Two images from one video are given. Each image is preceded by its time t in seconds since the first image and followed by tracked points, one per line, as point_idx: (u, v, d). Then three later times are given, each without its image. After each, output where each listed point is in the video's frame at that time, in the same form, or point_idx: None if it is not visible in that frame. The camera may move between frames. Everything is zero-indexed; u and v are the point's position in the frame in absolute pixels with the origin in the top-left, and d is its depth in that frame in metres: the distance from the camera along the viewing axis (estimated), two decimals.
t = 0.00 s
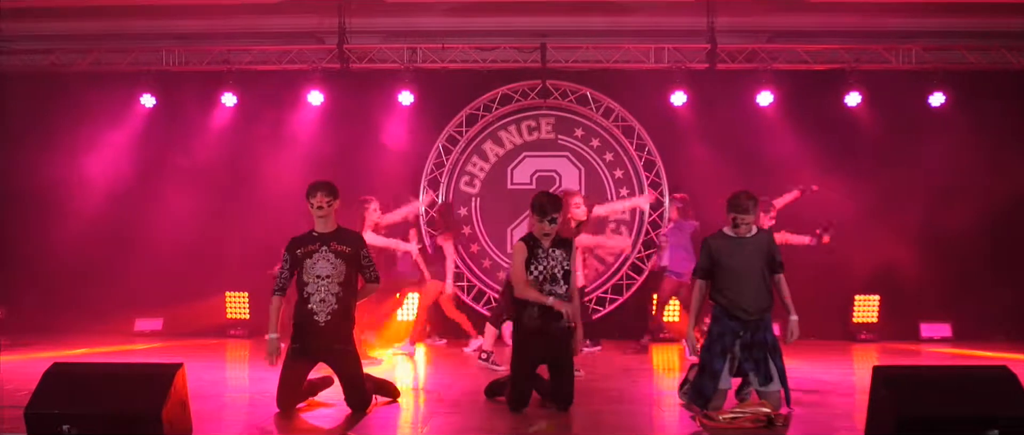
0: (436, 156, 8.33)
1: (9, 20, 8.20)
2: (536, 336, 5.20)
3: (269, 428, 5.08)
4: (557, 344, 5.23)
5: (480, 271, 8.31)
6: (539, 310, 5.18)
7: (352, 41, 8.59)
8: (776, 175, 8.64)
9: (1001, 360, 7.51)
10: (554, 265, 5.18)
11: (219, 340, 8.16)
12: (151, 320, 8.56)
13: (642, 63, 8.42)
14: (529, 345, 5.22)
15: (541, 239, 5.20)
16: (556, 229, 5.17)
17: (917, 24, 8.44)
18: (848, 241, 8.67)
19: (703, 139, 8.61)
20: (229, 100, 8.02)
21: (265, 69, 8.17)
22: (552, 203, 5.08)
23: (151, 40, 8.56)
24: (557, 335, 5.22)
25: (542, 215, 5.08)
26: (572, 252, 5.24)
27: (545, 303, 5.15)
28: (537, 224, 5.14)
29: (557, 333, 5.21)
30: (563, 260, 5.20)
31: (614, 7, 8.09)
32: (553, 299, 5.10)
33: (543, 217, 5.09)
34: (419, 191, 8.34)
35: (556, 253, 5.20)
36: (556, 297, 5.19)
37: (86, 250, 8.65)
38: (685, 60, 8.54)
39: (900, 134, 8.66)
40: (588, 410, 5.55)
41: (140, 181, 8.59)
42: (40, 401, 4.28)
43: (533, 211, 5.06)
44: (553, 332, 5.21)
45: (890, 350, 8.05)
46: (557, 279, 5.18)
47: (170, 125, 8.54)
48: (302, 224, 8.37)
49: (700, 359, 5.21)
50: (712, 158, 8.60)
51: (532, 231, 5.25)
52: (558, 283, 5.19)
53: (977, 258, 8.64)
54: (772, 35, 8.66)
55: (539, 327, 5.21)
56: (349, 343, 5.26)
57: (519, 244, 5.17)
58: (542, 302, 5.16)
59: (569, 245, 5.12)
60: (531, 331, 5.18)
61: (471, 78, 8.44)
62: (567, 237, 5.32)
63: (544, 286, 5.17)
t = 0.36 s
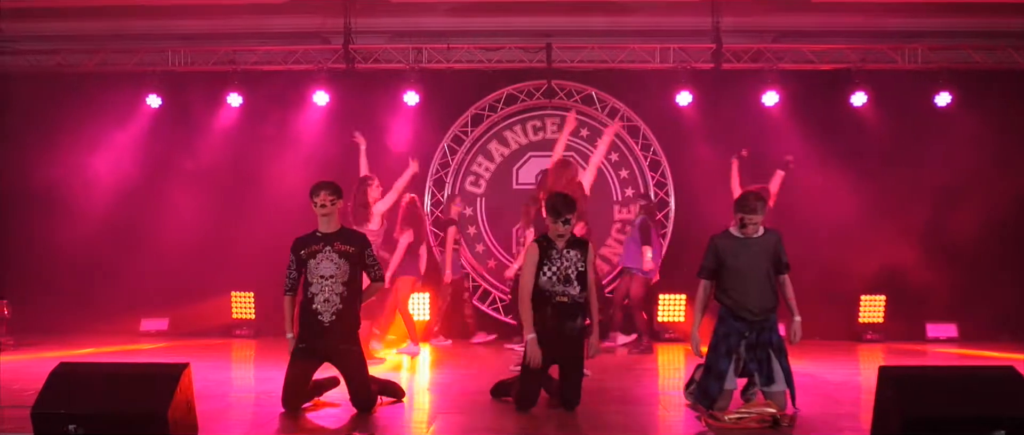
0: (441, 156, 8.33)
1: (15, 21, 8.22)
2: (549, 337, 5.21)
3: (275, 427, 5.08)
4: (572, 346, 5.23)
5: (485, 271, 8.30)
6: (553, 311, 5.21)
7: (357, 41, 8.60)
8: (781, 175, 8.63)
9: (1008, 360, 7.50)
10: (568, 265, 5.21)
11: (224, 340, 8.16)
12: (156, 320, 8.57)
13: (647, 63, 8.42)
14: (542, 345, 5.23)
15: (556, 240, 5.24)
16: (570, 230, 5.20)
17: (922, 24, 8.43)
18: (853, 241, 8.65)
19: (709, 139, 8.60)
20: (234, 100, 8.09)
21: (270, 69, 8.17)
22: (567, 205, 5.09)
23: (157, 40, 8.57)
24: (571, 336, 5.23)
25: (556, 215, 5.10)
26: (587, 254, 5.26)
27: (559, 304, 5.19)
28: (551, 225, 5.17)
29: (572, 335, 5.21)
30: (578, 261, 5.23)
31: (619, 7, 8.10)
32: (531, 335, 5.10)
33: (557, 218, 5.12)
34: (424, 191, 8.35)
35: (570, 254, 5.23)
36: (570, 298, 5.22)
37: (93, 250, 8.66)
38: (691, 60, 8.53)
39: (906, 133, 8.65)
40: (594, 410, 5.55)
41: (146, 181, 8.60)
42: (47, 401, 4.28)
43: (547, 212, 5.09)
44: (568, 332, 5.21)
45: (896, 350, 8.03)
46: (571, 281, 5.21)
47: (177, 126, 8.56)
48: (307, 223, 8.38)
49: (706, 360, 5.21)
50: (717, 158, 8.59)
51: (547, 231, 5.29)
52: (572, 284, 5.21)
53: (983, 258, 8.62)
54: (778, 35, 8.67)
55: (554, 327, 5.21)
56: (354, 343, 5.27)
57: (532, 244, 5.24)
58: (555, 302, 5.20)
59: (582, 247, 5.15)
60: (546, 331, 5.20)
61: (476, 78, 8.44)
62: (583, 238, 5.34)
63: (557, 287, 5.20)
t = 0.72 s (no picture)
0: (446, 156, 8.33)
1: (20, 22, 8.23)
2: (553, 336, 5.22)
3: (280, 428, 5.08)
4: (577, 345, 5.23)
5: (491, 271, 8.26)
6: (557, 310, 5.20)
7: (362, 41, 8.61)
8: (786, 175, 8.62)
9: (1013, 361, 7.48)
10: (573, 265, 5.19)
11: (228, 340, 8.17)
12: (161, 320, 8.57)
13: (652, 63, 8.41)
14: (547, 344, 5.24)
15: (564, 239, 5.22)
16: (579, 231, 5.18)
17: (928, 24, 8.41)
18: (858, 240, 8.64)
19: (713, 139, 8.59)
20: (240, 100, 8.07)
21: (275, 69, 8.16)
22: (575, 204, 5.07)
23: (162, 40, 8.58)
24: (576, 336, 5.22)
25: (565, 216, 5.09)
26: (594, 255, 5.21)
27: (563, 303, 5.18)
28: (560, 225, 5.15)
29: (576, 335, 5.21)
30: (584, 262, 5.18)
31: (624, 7, 8.10)
32: (523, 331, 5.09)
33: (566, 219, 5.11)
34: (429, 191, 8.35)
35: (577, 254, 5.20)
36: (575, 297, 5.20)
37: (98, 250, 8.67)
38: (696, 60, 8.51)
39: (911, 133, 8.63)
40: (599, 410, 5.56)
41: (151, 181, 8.61)
42: (52, 401, 4.29)
43: (556, 211, 5.09)
44: (573, 332, 5.21)
45: (901, 350, 8.01)
46: (576, 280, 5.19)
47: (182, 126, 8.56)
48: (312, 223, 8.38)
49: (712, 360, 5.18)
50: (721, 158, 8.58)
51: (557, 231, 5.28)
52: (577, 284, 5.19)
53: (988, 258, 8.61)
54: (783, 35, 8.69)
55: (558, 326, 5.22)
56: (358, 343, 5.28)
57: (541, 243, 5.25)
58: (560, 302, 5.19)
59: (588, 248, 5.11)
60: (549, 330, 5.19)
61: (481, 78, 8.44)
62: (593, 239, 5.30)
63: (562, 286, 5.19)
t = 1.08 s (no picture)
0: (454, 156, 8.33)
1: (30, 22, 8.26)
2: (543, 336, 5.24)
3: (287, 428, 5.07)
4: (568, 345, 5.25)
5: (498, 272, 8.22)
6: (547, 310, 5.23)
7: (370, 42, 8.62)
8: (794, 175, 8.60)
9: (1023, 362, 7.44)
10: (565, 266, 5.20)
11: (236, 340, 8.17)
12: (169, 319, 8.51)
13: (659, 63, 8.40)
14: (539, 344, 5.27)
15: (558, 240, 5.26)
16: (573, 232, 5.18)
17: (937, 23, 8.40)
18: (866, 241, 8.61)
19: (721, 139, 8.58)
20: (248, 101, 8.11)
21: (283, 69, 8.16)
22: (569, 205, 5.09)
23: (171, 41, 8.61)
24: (567, 336, 5.24)
25: (558, 216, 5.12)
26: (587, 256, 5.20)
27: (554, 302, 5.21)
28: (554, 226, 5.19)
29: (567, 334, 5.23)
30: (577, 262, 5.19)
31: (632, 7, 8.11)
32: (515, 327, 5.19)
33: (559, 220, 5.14)
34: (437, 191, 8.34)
35: (569, 255, 5.22)
36: (567, 297, 5.22)
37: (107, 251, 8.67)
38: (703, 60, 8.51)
39: (920, 133, 8.60)
40: (606, 410, 5.55)
41: (158, 181, 8.62)
42: (60, 401, 4.30)
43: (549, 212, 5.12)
44: (564, 332, 5.22)
45: (910, 351, 7.98)
46: (568, 281, 5.20)
47: (189, 126, 8.57)
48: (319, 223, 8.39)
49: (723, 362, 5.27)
50: (729, 158, 8.57)
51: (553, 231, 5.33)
52: (569, 284, 5.20)
53: (996, 259, 8.58)
54: (791, 35, 8.69)
55: (549, 325, 5.24)
56: (366, 343, 5.28)
57: (535, 243, 5.33)
58: (550, 301, 5.22)
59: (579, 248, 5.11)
60: (538, 329, 5.23)
61: (488, 78, 8.45)
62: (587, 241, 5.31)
63: (554, 286, 5.22)
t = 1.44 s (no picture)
0: (467, 156, 8.34)
1: (46, 23, 8.30)
2: (548, 335, 5.28)
3: (302, 428, 5.08)
4: (573, 344, 5.27)
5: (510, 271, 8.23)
6: (550, 309, 5.28)
7: (383, 42, 8.64)
8: (808, 175, 8.57)
9: None
10: (567, 264, 5.24)
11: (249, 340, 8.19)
12: (184, 320, 8.56)
13: (673, 63, 8.39)
14: (545, 344, 5.31)
15: (559, 239, 5.29)
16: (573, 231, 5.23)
17: (952, 22, 8.36)
18: (881, 241, 8.57)
19: (734, 139, 8.56)
20: (261, 101, 8.10)
21: (296, 70, 8.16)
22: (567, 205, 5.14)
23: (185, 42, 8.65)
24: (571, 335, 5.26)
25: (558, 217, 5.16)
26: (589, 253, 5.24)
27: (557, 301, 5.25)
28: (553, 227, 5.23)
29: (572, 333, 5.25)
30: (579, 260, 5.23)
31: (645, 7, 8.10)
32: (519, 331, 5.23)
33: (559, 221, 5.17)
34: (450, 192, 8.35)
35: (571, 253, 5.26)
36: (570, 296, 5.26)
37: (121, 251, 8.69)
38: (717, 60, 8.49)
39: (934, 133, 8.57)
40: (619, 411, 5.55)
41: (171, 182, 8.62)
42: (76, 401, 4.33)
43: (547, 212, 5.17)
44: (569, 331, 5.26)
45: (924, 351, 7.94)
46: (571, 279, 5.24)
47: (202, 127, 8.58)
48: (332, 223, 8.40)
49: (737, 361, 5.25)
50: (742, 158, 8.54)
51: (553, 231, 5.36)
52: (572, 282, 5.25)
53: (1011, 259, 8.53)
54: (805, 34, 8.67)
55: (553, 324, 5.28)
56: (380, 343, 5.28)
57: (536, 244, 5.36)
58: (554, 300, 5.26)
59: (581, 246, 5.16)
60: (543, 329, 5.28)
61: (502, 78, 8.45)
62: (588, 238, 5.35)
63: (557, 285, 5.26)
